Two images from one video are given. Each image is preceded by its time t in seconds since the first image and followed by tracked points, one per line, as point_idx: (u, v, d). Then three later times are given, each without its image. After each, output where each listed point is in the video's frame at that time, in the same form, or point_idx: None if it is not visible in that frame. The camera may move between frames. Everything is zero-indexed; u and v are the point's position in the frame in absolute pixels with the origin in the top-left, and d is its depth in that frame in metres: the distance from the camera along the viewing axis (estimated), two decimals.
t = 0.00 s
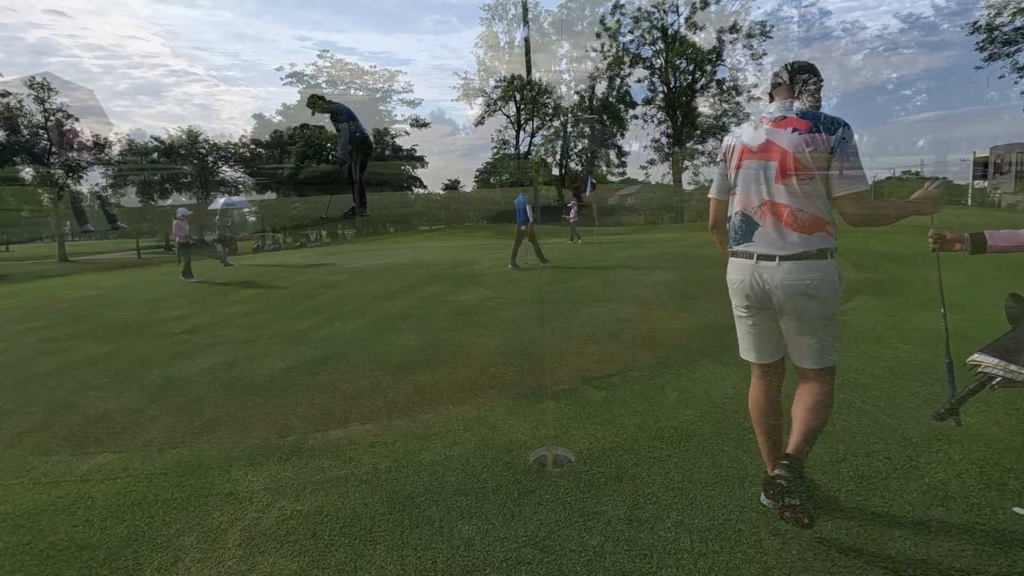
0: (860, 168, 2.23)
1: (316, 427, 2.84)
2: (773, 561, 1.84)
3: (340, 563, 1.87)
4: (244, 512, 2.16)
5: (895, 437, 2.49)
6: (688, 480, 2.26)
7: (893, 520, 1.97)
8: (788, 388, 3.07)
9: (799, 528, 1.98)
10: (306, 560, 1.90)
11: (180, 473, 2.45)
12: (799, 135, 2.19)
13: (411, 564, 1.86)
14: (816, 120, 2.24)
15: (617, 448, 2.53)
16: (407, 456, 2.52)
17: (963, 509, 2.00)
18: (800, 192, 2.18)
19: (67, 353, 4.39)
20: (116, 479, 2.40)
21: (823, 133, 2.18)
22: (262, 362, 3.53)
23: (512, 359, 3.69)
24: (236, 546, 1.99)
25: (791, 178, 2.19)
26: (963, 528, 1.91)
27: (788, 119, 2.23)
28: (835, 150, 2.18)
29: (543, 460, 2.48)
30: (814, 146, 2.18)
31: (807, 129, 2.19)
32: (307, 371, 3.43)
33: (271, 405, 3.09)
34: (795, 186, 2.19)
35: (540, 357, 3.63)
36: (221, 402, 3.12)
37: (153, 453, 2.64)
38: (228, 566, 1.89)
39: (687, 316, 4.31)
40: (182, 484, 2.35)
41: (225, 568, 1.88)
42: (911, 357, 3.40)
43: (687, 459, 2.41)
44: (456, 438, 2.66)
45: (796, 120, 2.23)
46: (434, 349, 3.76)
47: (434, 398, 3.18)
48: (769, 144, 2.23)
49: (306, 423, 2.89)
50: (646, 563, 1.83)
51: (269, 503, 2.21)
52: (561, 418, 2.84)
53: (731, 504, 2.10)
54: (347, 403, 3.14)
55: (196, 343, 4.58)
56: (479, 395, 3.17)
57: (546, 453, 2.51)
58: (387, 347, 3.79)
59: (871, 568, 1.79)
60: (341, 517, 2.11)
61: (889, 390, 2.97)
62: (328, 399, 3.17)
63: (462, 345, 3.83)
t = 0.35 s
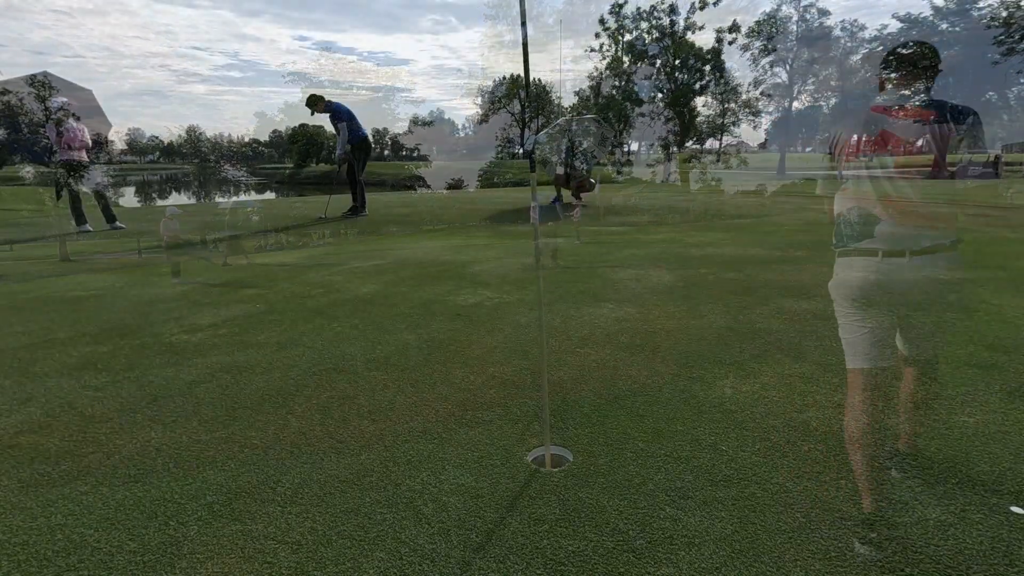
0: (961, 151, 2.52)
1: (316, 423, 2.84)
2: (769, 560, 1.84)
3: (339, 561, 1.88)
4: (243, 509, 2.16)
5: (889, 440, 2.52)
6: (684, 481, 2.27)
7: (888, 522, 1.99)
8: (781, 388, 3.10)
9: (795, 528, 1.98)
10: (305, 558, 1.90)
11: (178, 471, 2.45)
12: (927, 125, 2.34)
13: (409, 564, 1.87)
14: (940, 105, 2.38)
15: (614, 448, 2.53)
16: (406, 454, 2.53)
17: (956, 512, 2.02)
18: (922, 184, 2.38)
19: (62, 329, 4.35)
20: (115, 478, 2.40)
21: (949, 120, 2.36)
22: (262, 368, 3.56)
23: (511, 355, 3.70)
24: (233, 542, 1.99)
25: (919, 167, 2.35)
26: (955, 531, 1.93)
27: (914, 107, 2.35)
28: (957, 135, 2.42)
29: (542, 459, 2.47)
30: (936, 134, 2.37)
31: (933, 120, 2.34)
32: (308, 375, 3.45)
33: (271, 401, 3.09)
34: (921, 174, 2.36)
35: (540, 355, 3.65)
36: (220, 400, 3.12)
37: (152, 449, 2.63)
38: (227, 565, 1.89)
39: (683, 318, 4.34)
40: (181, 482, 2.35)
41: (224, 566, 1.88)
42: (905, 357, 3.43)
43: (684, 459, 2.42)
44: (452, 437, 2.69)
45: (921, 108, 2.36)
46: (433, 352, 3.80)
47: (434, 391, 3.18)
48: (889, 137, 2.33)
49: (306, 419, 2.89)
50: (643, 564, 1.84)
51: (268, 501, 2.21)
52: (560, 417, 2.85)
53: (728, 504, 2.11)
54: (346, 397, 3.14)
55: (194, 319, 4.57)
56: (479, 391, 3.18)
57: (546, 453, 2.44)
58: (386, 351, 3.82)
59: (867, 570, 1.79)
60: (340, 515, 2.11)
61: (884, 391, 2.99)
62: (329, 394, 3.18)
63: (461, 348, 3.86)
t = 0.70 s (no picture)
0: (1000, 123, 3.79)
1: (315, 423, 2.84)
2: (767, 559, 1.85)
3: (339, 561, 1.89)
4: (243, 509, 2.16)
5: (886, 439, 2.52)
6: (683, 480, 2.27)
7: (886, 521, 2.00)
8: (780, 388, 3.09)
9: (794, 526, 1.99)
10: (305, 558, 1.90)
11: (177, 471, 2.44)
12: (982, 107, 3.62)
13: (409, 564, 1.87)
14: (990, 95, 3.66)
15: (613, 447, 2.54)
16: (406, 453, 2.53)
17: (952, 511, 2.03)
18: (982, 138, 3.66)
19: (61, 328, 4.34)
20: (114, 478, 2.39)
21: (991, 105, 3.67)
22: (260, 368, 3.56)
23: (510, 355, 3.71)
24: (232, 542, 1.99)
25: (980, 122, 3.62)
26: (952, 529, 1.94)
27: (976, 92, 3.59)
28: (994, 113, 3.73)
29: (541, 458, 2.48)
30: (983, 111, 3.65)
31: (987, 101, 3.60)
32: (307, 375, 3.44)
33: (270, 401, 3.09)
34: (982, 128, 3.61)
35: (538, 354, 3.65)
36: (219, 400, 3.11)
37: (151, 449, 2.63)
38: (227, 565, 1.89)
39: (681, 317, 4.35)
40: (180, 482, 2.35)
41: (224, 566, 1.88)
42: (902, 356, 3.44)
43: (682, 458, 2.43)
44: (453, 437, 2.67)
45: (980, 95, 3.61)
46: (432, 351, 3.80)
47: (433, 391, 3.18)
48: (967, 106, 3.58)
49: (305, 419, 2.89)
50: (642, 564, 1.85)
51: (268, 501, 2.21)
52: (558, 416, 2.86)
53: (727, 503, 2.12)
54: (345, 396, 3.14)
55: (192, 318, 4.56)
56: (477, 390, 3.18)
57: (546, 452, 2.43)
58: (385, 351, 3.82)
59: (865, 569, 1.80)
60: (339, 515, 2.11)
61: (882, 390, 3.00)
62: (327, 394, 3.18)
63: (459, 347, 3.86)
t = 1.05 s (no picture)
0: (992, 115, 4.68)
1: (312, 422, 2.82)
2: (766, 557, 1.84)
3: (336, 560, 1.88)
4: (240, 509, 2.15)
5: (884, 438, 2.52)
6: (681, 478, 2.27)
7: (885, 519, 1.99)
8: (779, 386, 3.08)
9: (793, 525, 1.98)
10: (302, 558, 1.89)
11: (174, 470, 2.43)
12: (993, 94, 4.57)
13: (406, 564, 1.86)
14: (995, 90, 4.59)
15: (611, 446, 2.53)
16: (404, 452, 2.52)
17: (951, 509, 2.03)
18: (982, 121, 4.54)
19: (58, 327, 4.31)
20: (110, 477, 2.38)
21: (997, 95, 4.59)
22: (258, 367, 3.54)
23: (508, 354, 3.70)
24: (229, 542, 1.98)
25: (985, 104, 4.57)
26: (951, 527, 1.94)
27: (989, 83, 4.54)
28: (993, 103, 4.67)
29: (539, 458, 2.47)
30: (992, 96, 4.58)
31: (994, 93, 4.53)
32: (305, 374, 3.43)
33: (268, 400, 3.07)
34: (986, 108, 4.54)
35: (536, 353, 3.64)
36: (216, 399, 3.10)
37: (147, 449, 2.62)
38: (224, 564, 1.88)
39: (680, 316, 4.34)
40: (178, 481, 2.34)
41: (220, 566, 1.87)
42: (901, 355, 3.43)
43: (681, 457, 2.42)
44: (451, 436, 2.66)
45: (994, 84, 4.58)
46: (430, 351, 3.78)
47: (431, 390, 3.16)
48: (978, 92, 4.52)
49: (302, 418, 2.87)
50: (640, 562, 1.84)
51: (265, 500, 2.20)
52: (556, 415, 2.85)
53: (725, 502, 2.11)
54: (343, 395, 3.13)
55: (189, 318, 4.54)
56: (476, 389, 3.17)
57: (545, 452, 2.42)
58: (383, 350, 3.80)
59: (864, 567, 1.79)
60: (337, 514, 2.10)
61: (880, 389, 2.99)
62: (324, 393, 3.16)
63: (457, 346, 3.85)
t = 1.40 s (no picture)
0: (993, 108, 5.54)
1: (310, 422, 2.82)
2: (763, 556, 1.84)
3: (334, 560, 1.87)
4: (238, 508, 2.15)
5: (881, 436, 2.52)
6: (679, 477, 2.27)
7: (882, 518, 1.99)
8: (778, 385, 3.08)
9: (791, 524, 1.98)
10: (300, 557, 1.89)
11: (172, 469, 2.43)
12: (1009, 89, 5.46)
13: (403, 563, 1.86)
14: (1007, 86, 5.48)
15: (609, 444, 2.53)
16: (402, 452, 2.52)
17: (948, 508, 2.03)
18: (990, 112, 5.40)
19: (57, 327, 4.30)
20: (108, 477, 2.37)
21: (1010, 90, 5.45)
22: (256, 367, 3.53)
23: (506, 353, 3.69)
24: (226, 542, 1.97)
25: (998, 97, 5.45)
26: (948, 526, 1.94)
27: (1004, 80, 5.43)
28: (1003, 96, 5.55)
29: (537, 457, 2.47)
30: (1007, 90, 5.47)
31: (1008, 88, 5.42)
32: (303, 374, 3.42)
33: (266, 400, 3.07)
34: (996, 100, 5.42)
35: (535, 352, 3.64)
36: (214, 399, 3.09)
37: (144, 449, 2.61)
38: (221, 564, 1.88)
39: (679, 315, 4.34)
40: (175, 481, 2.34)
41: (217, 566, 1.87)
42: (899, 354, 3.43)
43: (680, 456, 2.42)
44: (450, 436, 2.65)
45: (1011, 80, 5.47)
46: (429, 350, 3.78)
47: (429, 389, 3.16)
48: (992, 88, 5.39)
49: (300, 417, 2.87)
50: (637, 561, 1.84)
51: (262, 500, 2.19)
52: (555, 414, 2.84)
53: (723, 501, 2.11)
54: (341, 395, 3.12)
55: (188, 317, 4.53)
56: (474, 388, 3.16)
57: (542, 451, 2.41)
58: (381, 349, 3.80)
59: (861, 566, 1.79)
60: (334, 514, 2.10)
61: (878, 387, 3.00)
62: (322, 393, 3.16)
63: (455, 345, 3.85)
